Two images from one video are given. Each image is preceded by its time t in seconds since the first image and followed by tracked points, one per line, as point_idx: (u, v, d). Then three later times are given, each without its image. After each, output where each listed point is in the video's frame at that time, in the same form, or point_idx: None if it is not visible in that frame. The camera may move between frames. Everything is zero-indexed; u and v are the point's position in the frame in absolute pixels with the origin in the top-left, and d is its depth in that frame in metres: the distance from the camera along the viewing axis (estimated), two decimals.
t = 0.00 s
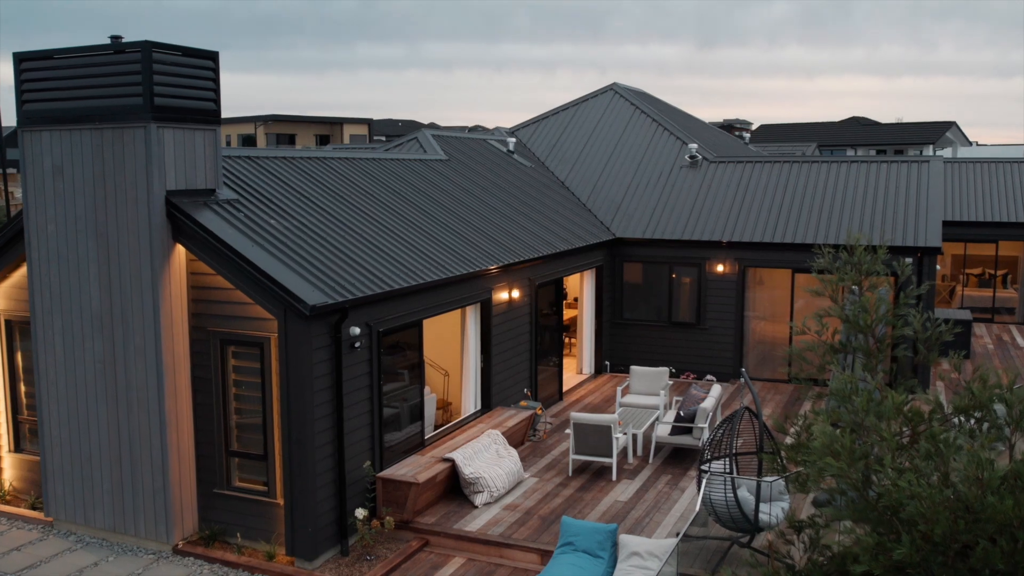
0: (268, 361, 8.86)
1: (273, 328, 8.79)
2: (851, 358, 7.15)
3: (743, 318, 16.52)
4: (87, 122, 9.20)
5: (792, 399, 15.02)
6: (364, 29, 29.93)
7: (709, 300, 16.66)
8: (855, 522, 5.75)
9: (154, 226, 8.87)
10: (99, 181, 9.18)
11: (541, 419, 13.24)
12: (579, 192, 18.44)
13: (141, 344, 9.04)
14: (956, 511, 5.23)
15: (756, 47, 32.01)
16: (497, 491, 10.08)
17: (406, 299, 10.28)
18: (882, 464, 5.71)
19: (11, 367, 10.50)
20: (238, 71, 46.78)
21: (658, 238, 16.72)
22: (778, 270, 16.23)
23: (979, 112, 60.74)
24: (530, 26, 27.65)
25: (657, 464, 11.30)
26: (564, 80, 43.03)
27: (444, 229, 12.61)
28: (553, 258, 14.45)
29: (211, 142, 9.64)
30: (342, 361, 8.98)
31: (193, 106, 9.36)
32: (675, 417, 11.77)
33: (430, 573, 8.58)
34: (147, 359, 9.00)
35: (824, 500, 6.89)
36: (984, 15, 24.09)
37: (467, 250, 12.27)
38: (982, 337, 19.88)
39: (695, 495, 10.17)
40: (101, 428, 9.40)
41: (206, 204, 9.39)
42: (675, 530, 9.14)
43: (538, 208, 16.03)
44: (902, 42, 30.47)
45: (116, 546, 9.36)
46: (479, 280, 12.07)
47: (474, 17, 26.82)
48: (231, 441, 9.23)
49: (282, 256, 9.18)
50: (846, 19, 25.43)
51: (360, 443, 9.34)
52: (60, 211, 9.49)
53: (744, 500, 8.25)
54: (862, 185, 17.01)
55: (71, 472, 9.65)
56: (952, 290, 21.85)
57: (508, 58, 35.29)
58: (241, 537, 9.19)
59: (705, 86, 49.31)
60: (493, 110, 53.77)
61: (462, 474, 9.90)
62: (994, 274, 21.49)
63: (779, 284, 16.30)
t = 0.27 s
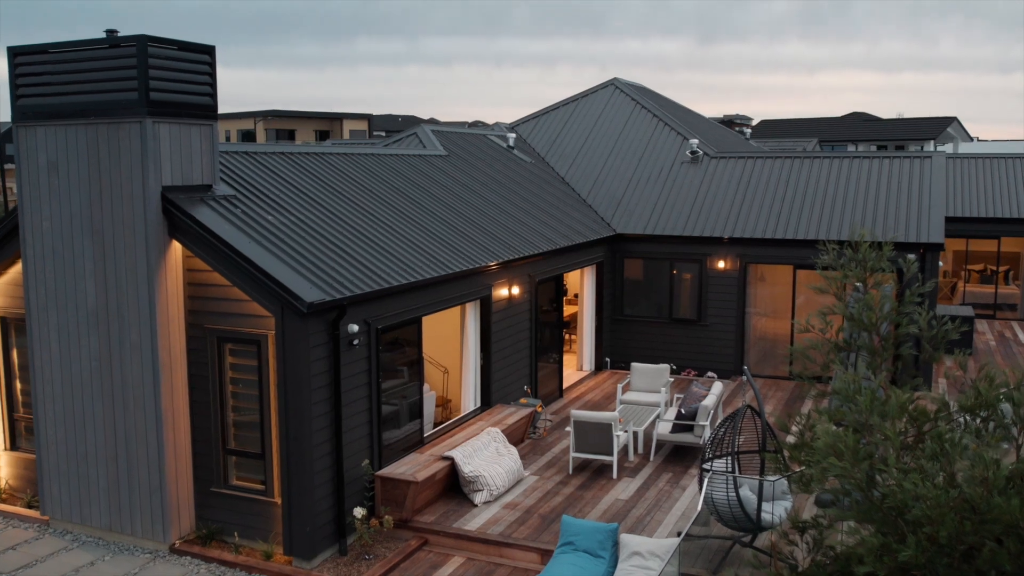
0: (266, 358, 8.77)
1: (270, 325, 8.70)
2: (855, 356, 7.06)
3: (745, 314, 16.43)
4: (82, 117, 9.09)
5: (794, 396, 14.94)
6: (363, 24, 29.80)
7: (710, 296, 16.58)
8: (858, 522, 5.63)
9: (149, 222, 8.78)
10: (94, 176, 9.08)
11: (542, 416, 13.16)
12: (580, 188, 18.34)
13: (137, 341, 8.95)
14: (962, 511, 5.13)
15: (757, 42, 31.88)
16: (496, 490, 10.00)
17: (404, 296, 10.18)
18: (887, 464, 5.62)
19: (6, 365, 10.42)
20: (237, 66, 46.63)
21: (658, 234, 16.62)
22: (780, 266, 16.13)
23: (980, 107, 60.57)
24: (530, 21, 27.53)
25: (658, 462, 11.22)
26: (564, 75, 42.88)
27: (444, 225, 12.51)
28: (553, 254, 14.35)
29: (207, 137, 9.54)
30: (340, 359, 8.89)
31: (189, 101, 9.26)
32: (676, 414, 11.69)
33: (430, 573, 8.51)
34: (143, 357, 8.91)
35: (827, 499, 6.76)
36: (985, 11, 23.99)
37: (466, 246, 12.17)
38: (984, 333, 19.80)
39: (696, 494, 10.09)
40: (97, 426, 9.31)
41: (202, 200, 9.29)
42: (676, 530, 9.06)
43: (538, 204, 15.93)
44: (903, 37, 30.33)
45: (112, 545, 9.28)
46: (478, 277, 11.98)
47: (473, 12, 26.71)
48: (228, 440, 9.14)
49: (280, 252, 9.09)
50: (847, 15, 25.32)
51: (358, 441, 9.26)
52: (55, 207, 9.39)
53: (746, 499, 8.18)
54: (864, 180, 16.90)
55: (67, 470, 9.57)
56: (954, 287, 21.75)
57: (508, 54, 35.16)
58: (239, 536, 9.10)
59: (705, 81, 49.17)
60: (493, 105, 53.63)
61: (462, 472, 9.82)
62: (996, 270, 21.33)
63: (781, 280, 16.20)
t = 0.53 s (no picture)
0: (264, 357, 8.68)
1: (268, 323, 8.61)
2: (861, 355, 6.97)
3: (746, 311, 16.34)
4: (77, 112, 8.99)
5: (796, 393, 14.85)
6: (363, 19, 29.68)
7: (712, 293, 16.48)
8: (862, 524, 5.49)
9: (146, 219, 8.68)
10: (90, 172, 8.98)
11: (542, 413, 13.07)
12: (580, 183, 18.23)
13: (133, 339, 8.86)
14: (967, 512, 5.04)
15: (757, 37, 31.75)
16: (497, 488, 9.91)
17: (404, 293, 10.09)
18: (893, 464, 5.53)
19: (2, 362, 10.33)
20: (236, 61, 46.47)
21: (660, 230, 16.52)
22: (781, 262, 16.03)
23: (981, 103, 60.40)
24: (530, 17, 27.40)
25: (659, 460, 11.13)
26: (564, 70, 42.74)
27: (443, 221, 12.41)
28: (554, 250, 14.25)
29: (204, 133, 9.43)
30: (338, 356, 8.79)
31: (186, 96, 9.15)
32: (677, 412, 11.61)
33: (430, 573, 8.43)
34: (140, 355, 8.82)
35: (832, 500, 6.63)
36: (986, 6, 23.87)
37: (466, 242, 12.08)
38: (986, 329, 19.71)
39: (698, 492, 10.00)
40: (93, 425, 9.23)
41: (199, 196, 9.18)
42: (678, 529, 8.96)
43: (539, 200, 15.83)
44: (904, 32, 30.19)
45: (109, 544, 9.20)
46: (478, 273, 11.88)
47: (473, 7, 26.58)
48: (225, 438, 9.06)
49: (278, 249, 9.00)
50: (848, 10, 25.19)
51: (357, 439, 9.18)
52: (50, 203, 9.29)
53: (749, 498, 8.07)
54: (866, 176, 16.77)
55: (63, 469, 9.49)
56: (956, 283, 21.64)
57: (508, 49, 35.02)
58: (236, 535, 9.02)
59: (705, 77, 49.03)
60: (493, 101, 53.48)
61: (462, 471, 9.74)
62: (998, 266, 21.25)
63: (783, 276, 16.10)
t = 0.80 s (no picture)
0: (262, 354, 8.59)
1: (266, 321, 8.52)
2: (866, 354, 6.88)
3: (748, 307, 16.25)
4: (73, 108, 8.88)
5: (798, 390, 14.76)
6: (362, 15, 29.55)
7: (713, 289, 16.39)
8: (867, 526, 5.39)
9: (142, 215, 8.57)
10: (86, 169, 8.88)
11: (543, 411, 13.00)
12: (581, 179, 18.11)
13: (130, 336, 8.77)
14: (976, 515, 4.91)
15: (758, 33, 31.64)
16: (497, 487, 9.82)
17: (403, 290, 9.99)
18: (900, 464, 5.43)
19: None
20: (235, 57, 46.32)
21: (661, 226, 16.41)
22: (784, 258, 15.92)
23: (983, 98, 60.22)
24: (530, 12, 27.28)
25: (661, 458, 11.05)
26: (564, 66, 42.60)
27: (444, 218, 12.31)
28: (554, 247, 14.15)
29: (201, 128, 9.32)
30: (337, 355, 8.70)
31: (183, 90, 9.04)
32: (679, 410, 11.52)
33: (429, 573, 8.35)
34: (137, 353, 8.73)
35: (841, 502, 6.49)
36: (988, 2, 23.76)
37: (466, 239, 11.98)
38: (989, 326, 19.61)
39: (700, 491, 9.90)
40: (90, 423, 9.14)
41: (196, 192, 9.08)
42: (679, 529, 8.86)
43: (539, 196, 15.72)
44: (905, 28, 30.08)
45: (106, 544, 9.12)
46: (479, 270, 11.78)
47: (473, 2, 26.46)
48: (223, 437, 8.97)
49: (277, 246, 8.89)
50: (849, 5, 25.08)
51: (356, 438, 9.09)
52: (45, 199, 9.19)
53: (752, 498, 7.92)
54: (869, 172, 16.66)
55: (60, 467, 9.40)
56: (958, 279, 21.53)
57: (508, 45, 34.89)
58: (235, 535, 8.94)
59: (706, 73, 48.89)
60: (493, 96, 53.34)
61: (462, 469, 9.65)
62: (1000, 262, 21.15)
63: (784, 272, 15.99)
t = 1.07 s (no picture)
0: (260, 353, 8.50)
1: (264, 319, 8.42)
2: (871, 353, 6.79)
3: (749, 304, 16.15)
4: (69, 103, 8.77)
5: (801, 387, 14.66)
6: (361, 10, 29.42)
7: (715, 286, 16.29)
8: (872, 528, 5.30)
9: (139, 212, 8.47)
10: (82, 165, 8.78)
11: (543, 409, 12.91)
12: (582, 175, 18.01)
13: (127, 334, 8.67)
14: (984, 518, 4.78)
15: (758, 29, 31.51)
16: (498, 486, 9.73)
17: (403, 287, 9.90)
18: (908, 466, 5.34)
19: None
20: (234, 52, 46.17)
21: (663, 223, 16.31)
22: (786, 255, 15.81)
23: (984, 93, 60.03)
24: (530, 8, 27.17)
25: (663, 457, 10.97)
26: (564, 61, 42.44)
27: (444, 214, 12.21)
28: (555, 243, 14.05)
29: (199, 124, 9.21)
30: (336, 353, 8.60)
31: (180, 85, 8.93)
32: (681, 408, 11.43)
33: (429, 573, 8.26)
34: (134, 351, 8.64)
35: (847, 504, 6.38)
36: None
37: (467, 235, 11.88)
38: (991, 322, 19.52)
39: (703, 491, 9.82)
40: (87, 422, 9.05)
41: (194, 188, 8.98)
42: (682, 530, 8.76)
43: (540, 192, 15.61)
44: (905, 23, 29.96)
45: (103, 544, 9.03)
46: (479, 267, 11.68)
47: None
48: (221, 437, 8.88)
49: (276, 243, 8.80)
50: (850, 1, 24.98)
51: (356, 437, 9.01)
52: (41, 196, 9.08)
53: (756, 498, 7.83)
54: (871, 168, 16.55)
55: (56, 466, 9.31)
56: (961, 276, 21.40)
57: (508, 40, 34.75)
58: (233, 535, 8.86)
59: (707, 68, 48.75)
60: (492, 92, 53.19)
61: (462, 468, 9.57)
62: (1003, 259, 20.98)
63: (787, 269, 15.88)
